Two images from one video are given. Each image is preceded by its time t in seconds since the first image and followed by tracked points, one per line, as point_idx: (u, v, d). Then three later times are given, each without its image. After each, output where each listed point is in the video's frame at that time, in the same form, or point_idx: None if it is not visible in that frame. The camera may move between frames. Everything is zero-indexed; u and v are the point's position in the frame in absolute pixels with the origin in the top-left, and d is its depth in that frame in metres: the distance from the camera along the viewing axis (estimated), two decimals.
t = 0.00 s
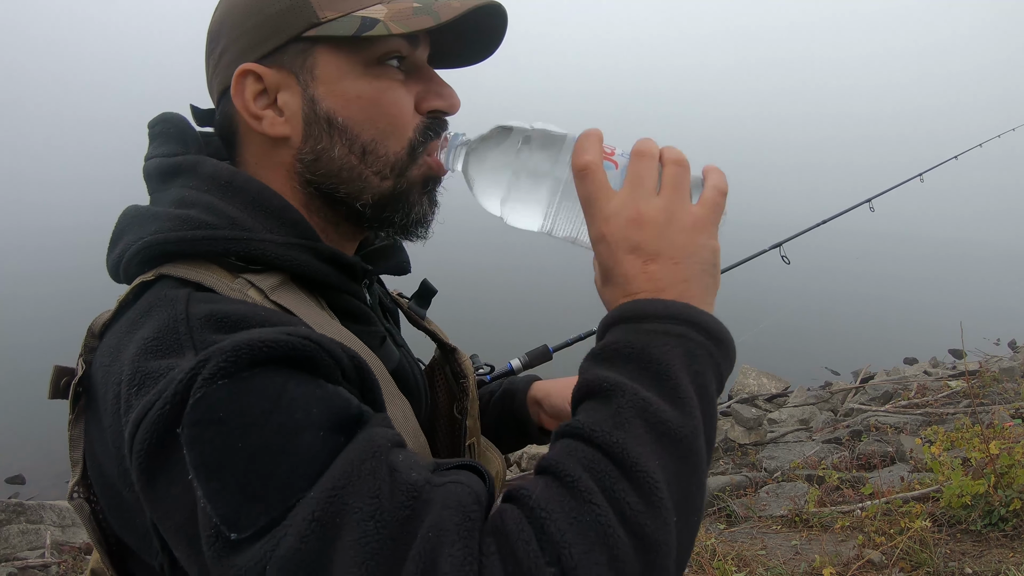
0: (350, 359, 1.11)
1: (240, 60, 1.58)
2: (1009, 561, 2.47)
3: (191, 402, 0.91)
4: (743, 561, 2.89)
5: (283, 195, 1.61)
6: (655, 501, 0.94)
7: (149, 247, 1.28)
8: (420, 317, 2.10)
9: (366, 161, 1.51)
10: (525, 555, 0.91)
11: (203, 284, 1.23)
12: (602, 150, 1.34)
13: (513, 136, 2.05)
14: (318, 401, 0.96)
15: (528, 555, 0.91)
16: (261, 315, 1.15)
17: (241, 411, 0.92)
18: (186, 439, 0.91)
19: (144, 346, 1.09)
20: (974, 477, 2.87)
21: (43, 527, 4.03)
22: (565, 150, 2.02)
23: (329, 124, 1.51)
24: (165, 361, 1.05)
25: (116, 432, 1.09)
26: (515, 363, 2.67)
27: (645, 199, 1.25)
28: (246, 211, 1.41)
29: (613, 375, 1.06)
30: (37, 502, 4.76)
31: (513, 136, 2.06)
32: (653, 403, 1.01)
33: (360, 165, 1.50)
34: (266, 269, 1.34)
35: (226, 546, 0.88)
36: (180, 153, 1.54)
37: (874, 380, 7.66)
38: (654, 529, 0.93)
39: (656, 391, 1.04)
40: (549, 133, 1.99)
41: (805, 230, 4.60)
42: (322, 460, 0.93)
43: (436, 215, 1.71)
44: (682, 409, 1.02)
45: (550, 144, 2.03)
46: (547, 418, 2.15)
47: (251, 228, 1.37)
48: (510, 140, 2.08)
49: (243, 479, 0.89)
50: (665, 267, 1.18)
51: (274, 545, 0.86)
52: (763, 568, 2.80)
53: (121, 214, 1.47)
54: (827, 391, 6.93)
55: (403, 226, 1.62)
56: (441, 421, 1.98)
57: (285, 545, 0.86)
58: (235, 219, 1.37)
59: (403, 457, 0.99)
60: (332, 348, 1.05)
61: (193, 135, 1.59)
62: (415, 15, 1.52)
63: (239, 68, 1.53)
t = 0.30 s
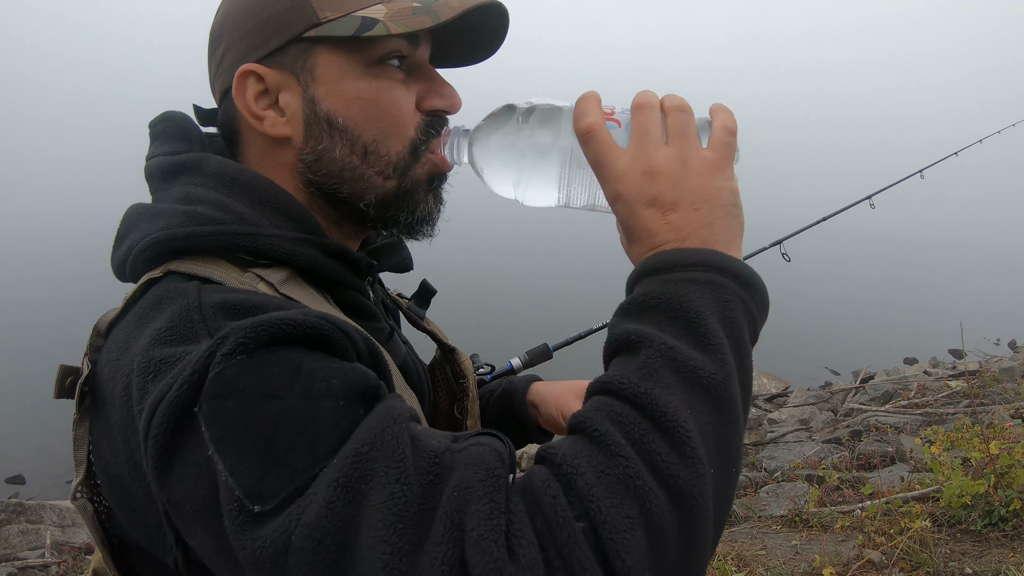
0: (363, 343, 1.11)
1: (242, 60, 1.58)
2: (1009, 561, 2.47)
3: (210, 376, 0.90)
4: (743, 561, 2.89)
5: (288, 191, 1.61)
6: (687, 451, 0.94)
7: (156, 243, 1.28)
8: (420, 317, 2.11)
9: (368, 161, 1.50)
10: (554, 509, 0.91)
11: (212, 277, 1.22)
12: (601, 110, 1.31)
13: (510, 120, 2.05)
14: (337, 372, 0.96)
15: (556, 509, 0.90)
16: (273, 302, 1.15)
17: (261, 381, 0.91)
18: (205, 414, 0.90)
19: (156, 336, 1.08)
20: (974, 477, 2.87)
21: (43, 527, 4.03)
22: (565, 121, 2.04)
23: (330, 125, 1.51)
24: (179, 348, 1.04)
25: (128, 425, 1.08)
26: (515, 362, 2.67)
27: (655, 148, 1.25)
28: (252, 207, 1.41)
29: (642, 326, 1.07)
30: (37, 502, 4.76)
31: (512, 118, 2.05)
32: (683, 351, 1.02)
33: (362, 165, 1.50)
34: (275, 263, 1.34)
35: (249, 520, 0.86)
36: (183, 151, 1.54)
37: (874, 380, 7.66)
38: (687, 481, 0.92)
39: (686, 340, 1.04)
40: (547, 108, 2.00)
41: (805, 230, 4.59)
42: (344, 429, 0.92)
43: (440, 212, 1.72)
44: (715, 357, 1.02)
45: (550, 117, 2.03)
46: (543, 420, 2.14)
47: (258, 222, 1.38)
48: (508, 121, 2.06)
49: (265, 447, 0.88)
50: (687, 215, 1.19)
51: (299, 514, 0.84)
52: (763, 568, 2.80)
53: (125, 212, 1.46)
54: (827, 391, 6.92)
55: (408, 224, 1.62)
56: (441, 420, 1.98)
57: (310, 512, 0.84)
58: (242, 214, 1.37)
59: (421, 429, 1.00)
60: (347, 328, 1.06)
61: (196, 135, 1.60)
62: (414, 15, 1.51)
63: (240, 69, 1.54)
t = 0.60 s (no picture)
0: (366, 339, 1.11)
1: (245, 59, 1.58)
2: (1009, 561, 2.47)
3: (213, 372, 0.90)
4: (743, 561, 2.89)
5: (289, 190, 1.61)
6: (694, 439, 0.93)
7: (157, 242, 1.27)
8: (417, 317, 2.11)
9: (369, 162, 1.50)
10: (559, 499, 0.91)
11: (211, 275, 1.22)
12: (603, 97, 1.32)
13: (510, 114, 2.06)
14: (341, 366, 0.96)
15: (561, 499, 0.91)
16: (275, 299, 1.15)
17: (265, 375, 0.91)
18: (209, 410, 0.90)
19: (158, 335, 1.08)
20: (974, 477, 2.87)
21: (43, 527, 4.03)
22: (566, 113, 2.04)
23: (331, 125, 1.51)
24: (181, 346, 1.04)
25: (129, 424, 1.08)
26: (513, 361, 2.67)
27: (658, 133, 1.25)
28: (252, 206, 1.41)
29: (649, 314, 1.08)
30: (37, 502, 4.76)
31: (512, 112, 2.05)
32: (690, 338, 1.02)
33: (363, 167, 1.50)
34: (275, 261, 1.34)
35: (255, 514, 0.86)
36: (182, 151, 1.54)
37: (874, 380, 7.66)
38: (695, 468, 0.92)
39: (693, 326, 1.04)
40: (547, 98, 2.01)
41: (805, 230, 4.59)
42: (348, 422, 0.92)
43: (443, 213, 1.72)
44: (722, 344, 1.02)
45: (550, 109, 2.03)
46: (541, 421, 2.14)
47: (258, 220, 1.38)
48: (508, 117, 2.07)
49: (270, 441, 0.88)
50: (691, 199, 1.19)
51: (304, 507, 0.84)
52: (763, 568, 2.80)
53: (124, 212, 1.46)
54: (827, 392, 6.93)
55: (410, 224, 1.62)
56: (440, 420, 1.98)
57: (316, 504, 0.84)
58: (242, 213, 1.37)
59: (424, 422, 1.00)
60: (349, 324, 1.06)
61: (195, 134, 1.60)
62: (417, 17, 1.52)
63: (243, 69, 1.54)
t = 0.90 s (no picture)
0: (365, 338, 1.12)
1: (245, 59, 1.58)
2: (1009, 561, 2.47)
3: (213, 373, 0.90)
4: (743, 561, 2.89)
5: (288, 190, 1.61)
6: (695, 439, 0.93)
7: (154, 242, 1.27)
8: (415, 317, 2.11)
9: (369, 164, 1.50)
10: (560, 500, 0.91)
11: (210, 276, 1.22)
12: (603, 95, 1.32)
13: (510, 114, 2.06)
14: (341, 366, 0.96)
15: (562, 500, 0.91)
16: (274, 299, 1.15)
17: (264, 376, 0.91)
18: (209, 410, 0.90)
19: (156, 335, 1.08)
20: (974, 477, 2.88)
21: (43, 527, 4.03)
22: (565, 112, 2.06)
23: (330, 127, 1.51)
24: (180, 346, 1.04)
25: (128, 426, 1.08)
26: (511, 361, 2.67)
27: (661, 129, 1.25)
28: (251, 206, 1.41)
29: (651, 312, 1.08)
30: (37, 502, 4.76)
31: (511, 113, 2.06)
32: (692, 337, 1.02)
33: (364, 169, 1.50)
34: (274, 261, 1.34)
35: (255, 516, 0.86)
36: (178, 151, 1.54)
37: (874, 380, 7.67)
38: (696, 469, 0.92)
39: (695, 325, 1.04)
40: (546, 97, 2.02)
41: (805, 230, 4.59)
42: (348, 423, 0.92)
43: (443, 215, 1.72)
44: (724, 343, 1.02)
45: (550, 109, 2.05)
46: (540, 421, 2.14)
47: (257, 220, 1.38)
48: (508, 117, 2.07)
49: (270, 442, 0.88)
50: (694, 196, 1.19)
51: (305, 508, 0.84)
52: (763, 568, 2.80)
53: (121, 212, 1.46)
54: (827, 391, 6.93)
55: (410, 228, 1.62)
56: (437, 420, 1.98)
57: (317, 506, 0.84)
58: (240, 213, 1.37)
59: (424, 422, 1.00)
60: (348, 324, 1.06)
61: (191, 134, 1.60)
62: (420, 19, 1.52)
63: (243, 68, 1.54)
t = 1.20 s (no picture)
0: (365, 340, 1.11)
1: (245, 59, 1.57)
2: (1009, 561, 2.47)
3: (212, 376, 0.90)
4: (743, 561, 2.89)
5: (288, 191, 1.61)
6: (696, 444, 0.93)
7: (153, 244, 1.27)
8: (414, 317, 2.10)
9: (370, 167, 1.50)
10: (561, 505, 0.91)
11: (210, 278, 1.22)
12: (605, 96, 1.32)
13: (511, 116, 2.06)
14: (341, 369, 0.96)
15: (564, 504, 0.90)
16: (274, 301, 1.15)
17: (264, 379, 0.91)
18: (208, 414, 0.89)
19: (155, 337, 1.08)
20: (974, 477, 2.87)
21: (43, 527, 4.03)
22: (566, 113, 2.05)
23: (331, 129, 1.51)
24: (179, 349, 1.04)
25: (127, 427, 1.08)
26: (511, 360, 2.67)
27: (663, 132, 1.24)
28: (252, 207, 1.41)
29: (651, 316, 1.07)
30: (36, 501, 4.76)
31: (512, 114, 2.06)
32: (692, 341, 1.01)
33: (364, 171, 1.50)
34: (274, 263, 1.34)
35: (256, 520, 0.86)
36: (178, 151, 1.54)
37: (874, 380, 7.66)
38: (696, 474, 0.92)
39: (696, 330, 1.04)
40: (547, 99, 2.01)
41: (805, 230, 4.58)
42: (348, 426, 0.92)
43: (443, 218, 1.72)
44: (725, 348, 1.02)
45: (551, 110, 2.05)
46: (542, 418, 2.14)
47: (256, 222, 1.37)
48: (509, 119, 2.07)
49: (271, 447, 0.88)
50: (695, 199, 1.19)
51: (306, 513, 0.84)
52: (762, 568, 2.80)
53: (120, 213, 1.46)
54: (827, 391, 6.92)
55: (410, 231, 1.62)
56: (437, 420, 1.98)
57: (318, 511, 0.83)
58: (240, 214, 1.37)
59: (424, 425, 1.00)
60: (348, 326, 1.06)
61: (191, 134, 1.60)
62: (422, 21, 1.52)
63: (244, 68, 1.54)
